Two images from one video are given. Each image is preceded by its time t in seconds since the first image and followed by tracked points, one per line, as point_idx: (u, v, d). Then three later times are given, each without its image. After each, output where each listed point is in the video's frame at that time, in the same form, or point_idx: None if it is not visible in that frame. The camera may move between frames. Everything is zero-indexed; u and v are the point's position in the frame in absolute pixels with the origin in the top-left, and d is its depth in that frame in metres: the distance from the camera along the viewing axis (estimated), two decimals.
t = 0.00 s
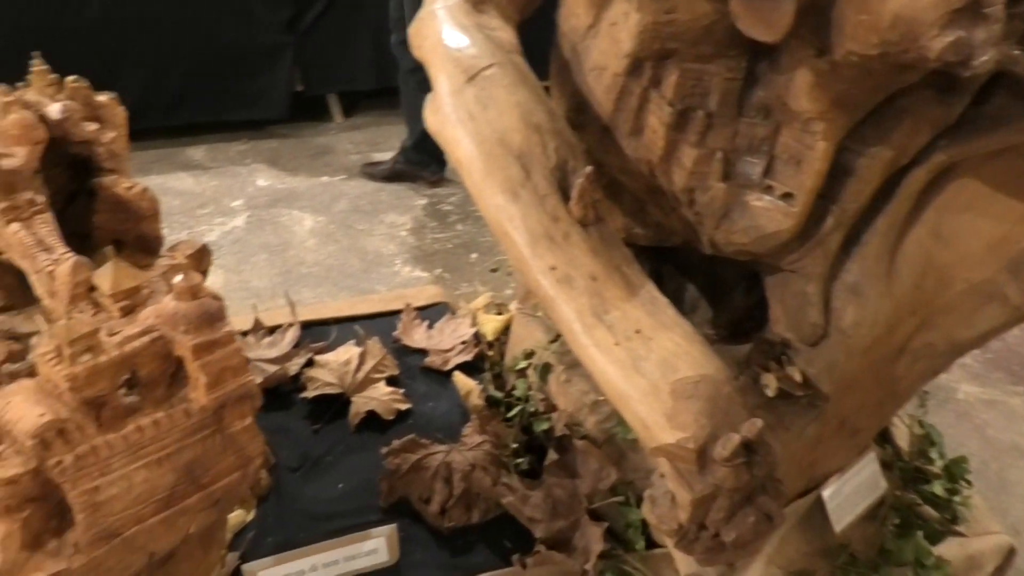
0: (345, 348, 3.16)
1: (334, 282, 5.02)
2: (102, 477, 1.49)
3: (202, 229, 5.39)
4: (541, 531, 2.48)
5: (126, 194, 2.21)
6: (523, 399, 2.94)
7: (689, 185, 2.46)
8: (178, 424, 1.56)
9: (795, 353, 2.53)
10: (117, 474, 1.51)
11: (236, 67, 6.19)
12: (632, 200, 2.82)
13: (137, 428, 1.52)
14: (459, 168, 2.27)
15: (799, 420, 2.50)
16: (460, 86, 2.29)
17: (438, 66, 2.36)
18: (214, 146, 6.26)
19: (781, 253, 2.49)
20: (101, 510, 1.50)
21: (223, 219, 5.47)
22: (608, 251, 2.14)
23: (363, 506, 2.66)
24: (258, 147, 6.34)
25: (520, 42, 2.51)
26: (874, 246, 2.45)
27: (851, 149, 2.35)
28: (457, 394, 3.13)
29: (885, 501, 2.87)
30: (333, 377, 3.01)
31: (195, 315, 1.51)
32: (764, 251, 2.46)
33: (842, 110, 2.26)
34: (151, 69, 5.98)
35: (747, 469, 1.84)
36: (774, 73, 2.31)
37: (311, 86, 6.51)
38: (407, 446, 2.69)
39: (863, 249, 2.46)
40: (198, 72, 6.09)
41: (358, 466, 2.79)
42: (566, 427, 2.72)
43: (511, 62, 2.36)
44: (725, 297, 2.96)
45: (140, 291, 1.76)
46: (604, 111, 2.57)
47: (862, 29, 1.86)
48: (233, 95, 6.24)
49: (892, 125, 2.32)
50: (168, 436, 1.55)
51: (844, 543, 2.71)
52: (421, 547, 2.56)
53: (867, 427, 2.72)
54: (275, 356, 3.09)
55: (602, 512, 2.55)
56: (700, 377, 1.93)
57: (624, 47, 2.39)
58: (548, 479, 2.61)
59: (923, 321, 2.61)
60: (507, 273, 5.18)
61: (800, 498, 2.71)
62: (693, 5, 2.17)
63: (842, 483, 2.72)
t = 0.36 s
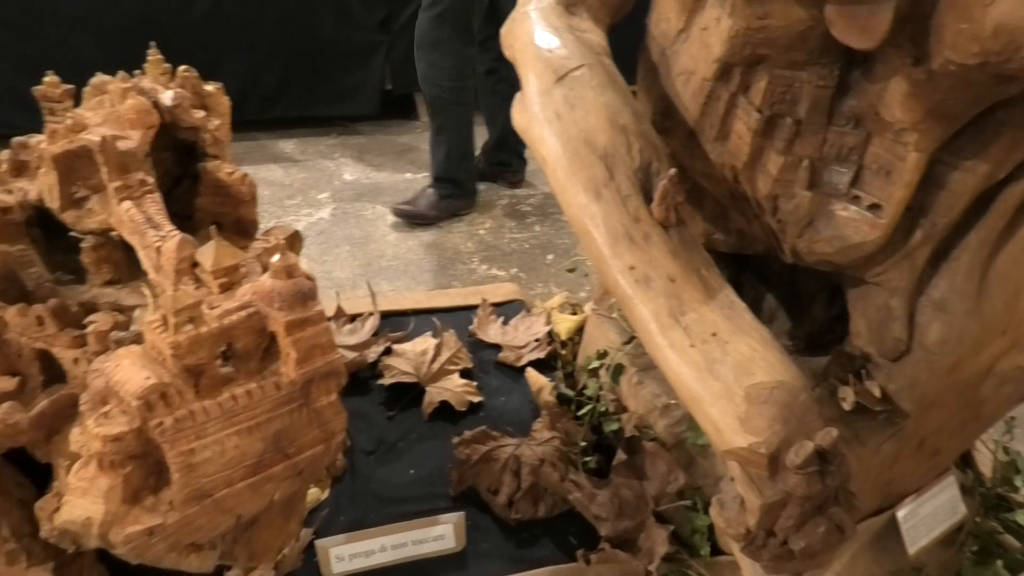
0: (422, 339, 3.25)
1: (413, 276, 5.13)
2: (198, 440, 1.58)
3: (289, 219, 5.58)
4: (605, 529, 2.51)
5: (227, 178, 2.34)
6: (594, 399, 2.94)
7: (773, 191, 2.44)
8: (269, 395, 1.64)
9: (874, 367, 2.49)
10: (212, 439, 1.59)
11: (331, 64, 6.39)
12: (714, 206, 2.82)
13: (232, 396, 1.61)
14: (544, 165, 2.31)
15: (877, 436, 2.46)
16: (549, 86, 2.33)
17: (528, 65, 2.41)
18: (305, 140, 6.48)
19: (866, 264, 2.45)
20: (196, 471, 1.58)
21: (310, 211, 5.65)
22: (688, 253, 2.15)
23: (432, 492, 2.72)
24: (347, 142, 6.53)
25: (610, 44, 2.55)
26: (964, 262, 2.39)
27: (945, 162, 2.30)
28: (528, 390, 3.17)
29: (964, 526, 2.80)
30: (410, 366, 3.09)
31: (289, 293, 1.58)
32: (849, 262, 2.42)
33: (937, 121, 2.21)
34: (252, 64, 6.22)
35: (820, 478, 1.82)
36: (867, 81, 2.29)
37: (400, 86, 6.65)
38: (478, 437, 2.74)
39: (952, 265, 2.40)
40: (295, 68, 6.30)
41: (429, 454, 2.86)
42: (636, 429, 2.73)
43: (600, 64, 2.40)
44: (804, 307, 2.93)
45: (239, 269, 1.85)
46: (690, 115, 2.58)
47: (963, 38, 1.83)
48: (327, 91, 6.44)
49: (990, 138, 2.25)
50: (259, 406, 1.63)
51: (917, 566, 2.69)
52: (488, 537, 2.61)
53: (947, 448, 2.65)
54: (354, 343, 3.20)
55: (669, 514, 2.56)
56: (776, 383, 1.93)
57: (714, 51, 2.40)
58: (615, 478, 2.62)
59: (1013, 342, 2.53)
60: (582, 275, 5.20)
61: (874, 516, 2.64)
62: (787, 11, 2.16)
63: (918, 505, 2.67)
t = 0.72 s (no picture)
0: (468, 333, 3.28)
1: (456, 271, 5.16)
2: (258, 423, 1.58)
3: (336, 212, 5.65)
4: (648, 529, 2.51)
5: (286, 168, 2.40)
6: (639, 398, 2.90)
7: (830, 194, 2.42)
8: (327, 382, 1.64)
9: (927, 376, 2.44)
10: (270, 422, 1.59)
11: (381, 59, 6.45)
12: (767, 208, 2.79)
13: (291, 381, 1.62)
14: (599, 163, 2.32)
15: (928, 444, 2.42)
16: (607, 83, 2.34)
17: (586, 62, 2.42)
18: (353, 134, 6.56)
19: (922, 271, 2.42)
20: (255, 453, 1.58)
21: (356, 204, 5.72)
22: (742, 254, 2.14)
23: (475, 486, 2.74)
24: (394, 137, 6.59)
25: (667, 42, 2.56)
26: None
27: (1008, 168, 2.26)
28: (572, 386, 3.17)
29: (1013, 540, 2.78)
30: (455, 360, 3.12)
31: (350, 282, 1.62)
32: (905, 267, 2.38)
33: (1003, 126, 2.17)
34: (304, 58, 6.31)
35: (872, 484, 1.80)
36: (930, 85, 2.26)
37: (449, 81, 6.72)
38: (521, 432, 2.76)
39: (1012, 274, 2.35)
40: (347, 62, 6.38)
41: (473, 447, 2.88)
42: (680, 429, 2.70)
43: (658, 62, 2.40)
44: (855, 314, 2.89)
45: (299, 258, 1.88)
46: (746, 116, 2.57)
47: None
48: (377, 86, 6.51)
49: None
50: (318, 391, 1.63)
51: None
52: (530, 531, 2.62)
53: (999, 462, 2.59)
54: (401, 335, 3.24)
55: (712, 517, 2.54)
56: (828, 387, 1.91)
57: (774, 53, 2.39)
58: (659, 478, 2.62)
59: None
60: (626, 275, 5.19)
61: (922, 525, 2.59)
62: (852, 12, 2.16)
63: (966, 517, 2.62)
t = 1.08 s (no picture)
0: (505, 331, 3.28)
1: (483, 269, 5.16)
2: (327, 422, 1.57)
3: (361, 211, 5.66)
4: (695, 526, 2.50)
5: (333, 167, 2.41)
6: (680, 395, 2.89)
7: (877, 190, 2.42)
8: (394, 381, 1.63)
9: (975, 371, 2.43)
10: (340, 421, 1.58)
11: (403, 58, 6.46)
12: (808, 203, 2.78)
13: (360, 380, 1.61)
14: (647, 161, 2.31)
15: (977, 440, 2.39)
16: (653, 80, 2.33)
17: (631, 59, 2.42)
18: (374, 133, 6.57)
19: (970, 267, 2.42)
20: (325, 452, 1.56)
21: (381, 204, 5.73)
22: (795, 250, 2.13)
23: (519, 483, 2.74)
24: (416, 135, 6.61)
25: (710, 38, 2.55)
26: None
27: None
28: (611, 384, 3.17)
29: None
30: (494, 358, 3.14)
31: (414, 281, 1.63)
32: (955, 263, 2.36)
33: None
34: (326, 57, 6.31)
35: (935, 480, 1.79)
36: (981, 79, 2.28)
37: (470, 79, 6.72)
38: (564, 430, 2.76)
39: None
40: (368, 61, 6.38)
41: (514, 445, 2.88)
42: (724, 426, 2.70)
43: (704, 58, 2.39)
44: (895, 309, 2.88)
45: (357, 257, 1.89)
46: (790, 112, 2.57)
47: None
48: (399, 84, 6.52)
49: None
50: (385, 390, 1.62)
51: None
52: (575, 529, 2.63)
53: None
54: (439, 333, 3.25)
55: (761, 514, 2.56)
56: (888, 383, 1.89)
57: (820, 48, 2.40)
58: (704, 475, 2.62)
59: None
60: (652, 272, 5.18)
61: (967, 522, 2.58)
62: (904, 7, 2.20)
63: (1012, 513, 2.57)
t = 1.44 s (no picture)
0: (533, 332, 3.29)
1: (501, 269, 5.16)
2: (381, 420, 1.56)
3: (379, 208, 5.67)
4: (726, 531, 2.49)
5: (373, 164, 2.42)
6: (711, 399, 2.90)
7: (918, 199, 2.42)
8: (447, 380, 1.63)
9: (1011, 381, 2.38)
10: (394, 419, 1.57)
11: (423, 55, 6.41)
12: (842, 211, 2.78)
13: (413, 378, 1.60)
14: (688, 164, 2.32)
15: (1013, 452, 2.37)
16: (697, 84, 2.33)
17: (673, 63, 2.41)
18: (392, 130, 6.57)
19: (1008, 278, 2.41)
20: (378, 450, 1.55)
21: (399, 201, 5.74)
22: (838, 258, 2.13)
23: (548, 484, 2.74)
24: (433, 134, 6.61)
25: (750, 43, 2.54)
26: None
27: None
28: (639, 387, 3.17)
29: None
30: (522, 359, 3.14)
31: (469, 280, 1.63)
32: (994, 273, 2.33)
33: None
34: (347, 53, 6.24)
35: (981, 492, 1.76)
36: None
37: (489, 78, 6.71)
38: (593, 432, 2.77)
39: None
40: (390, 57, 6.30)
41: (544, 446, 2.88)
42: (756, 432, 2.69)
43: (747, 63, 2.39)
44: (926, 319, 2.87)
45: (404, 255, 1.87)
46: (828, 118, 2.56)
47: None
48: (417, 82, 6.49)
49: None
50: (438, 388, 1.62)
51: None
52: (605, 531, 2.62)
53: None
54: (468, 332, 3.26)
55: (788, 520, 2.53)
56: (933, 394, 1.88)
57: (863, 55, 2.40)
58: (734, 480, 2.61)
59: None
60: (670, 276, 5.18)
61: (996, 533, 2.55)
62: (953, 15, 2.22)
63: None
